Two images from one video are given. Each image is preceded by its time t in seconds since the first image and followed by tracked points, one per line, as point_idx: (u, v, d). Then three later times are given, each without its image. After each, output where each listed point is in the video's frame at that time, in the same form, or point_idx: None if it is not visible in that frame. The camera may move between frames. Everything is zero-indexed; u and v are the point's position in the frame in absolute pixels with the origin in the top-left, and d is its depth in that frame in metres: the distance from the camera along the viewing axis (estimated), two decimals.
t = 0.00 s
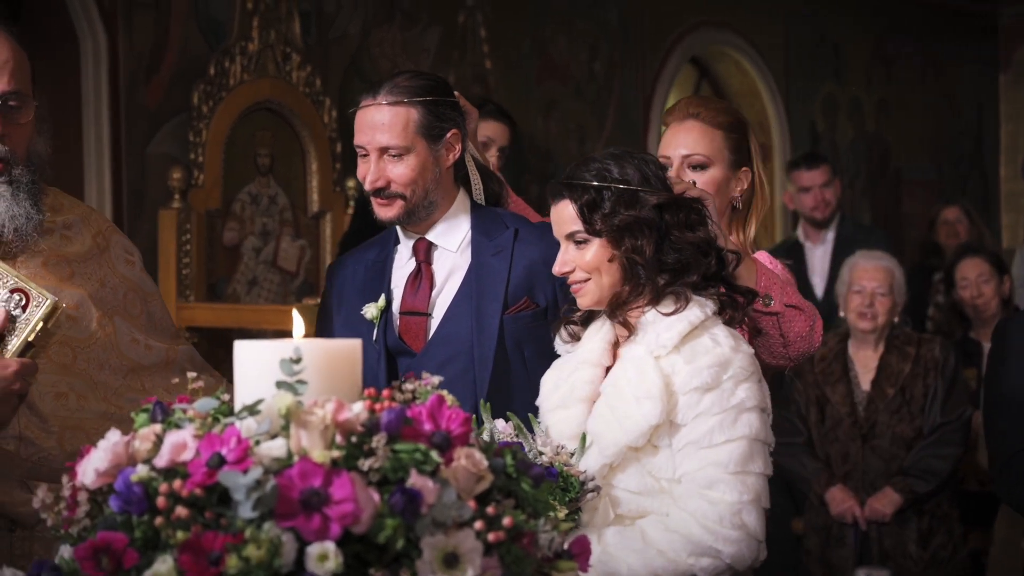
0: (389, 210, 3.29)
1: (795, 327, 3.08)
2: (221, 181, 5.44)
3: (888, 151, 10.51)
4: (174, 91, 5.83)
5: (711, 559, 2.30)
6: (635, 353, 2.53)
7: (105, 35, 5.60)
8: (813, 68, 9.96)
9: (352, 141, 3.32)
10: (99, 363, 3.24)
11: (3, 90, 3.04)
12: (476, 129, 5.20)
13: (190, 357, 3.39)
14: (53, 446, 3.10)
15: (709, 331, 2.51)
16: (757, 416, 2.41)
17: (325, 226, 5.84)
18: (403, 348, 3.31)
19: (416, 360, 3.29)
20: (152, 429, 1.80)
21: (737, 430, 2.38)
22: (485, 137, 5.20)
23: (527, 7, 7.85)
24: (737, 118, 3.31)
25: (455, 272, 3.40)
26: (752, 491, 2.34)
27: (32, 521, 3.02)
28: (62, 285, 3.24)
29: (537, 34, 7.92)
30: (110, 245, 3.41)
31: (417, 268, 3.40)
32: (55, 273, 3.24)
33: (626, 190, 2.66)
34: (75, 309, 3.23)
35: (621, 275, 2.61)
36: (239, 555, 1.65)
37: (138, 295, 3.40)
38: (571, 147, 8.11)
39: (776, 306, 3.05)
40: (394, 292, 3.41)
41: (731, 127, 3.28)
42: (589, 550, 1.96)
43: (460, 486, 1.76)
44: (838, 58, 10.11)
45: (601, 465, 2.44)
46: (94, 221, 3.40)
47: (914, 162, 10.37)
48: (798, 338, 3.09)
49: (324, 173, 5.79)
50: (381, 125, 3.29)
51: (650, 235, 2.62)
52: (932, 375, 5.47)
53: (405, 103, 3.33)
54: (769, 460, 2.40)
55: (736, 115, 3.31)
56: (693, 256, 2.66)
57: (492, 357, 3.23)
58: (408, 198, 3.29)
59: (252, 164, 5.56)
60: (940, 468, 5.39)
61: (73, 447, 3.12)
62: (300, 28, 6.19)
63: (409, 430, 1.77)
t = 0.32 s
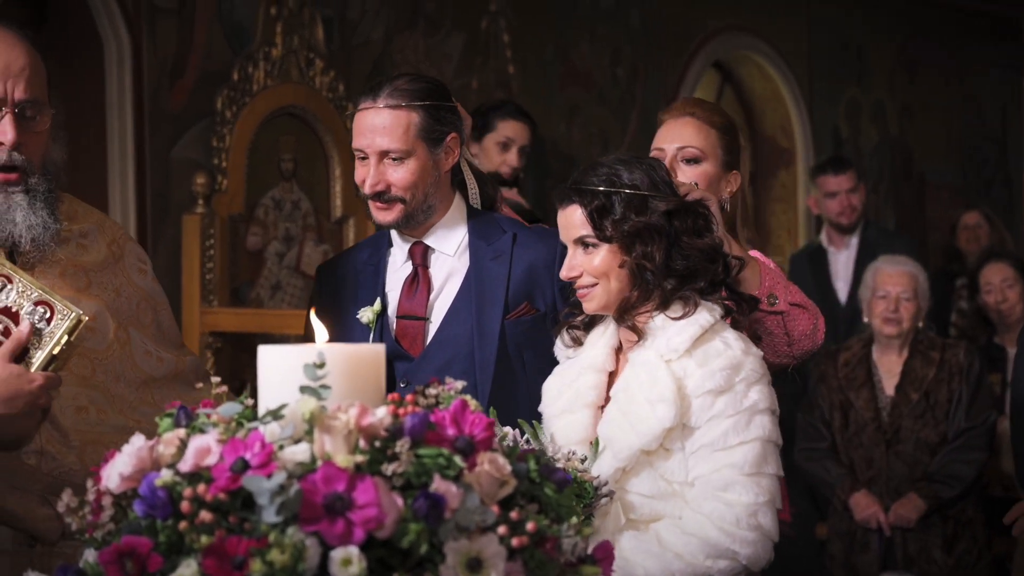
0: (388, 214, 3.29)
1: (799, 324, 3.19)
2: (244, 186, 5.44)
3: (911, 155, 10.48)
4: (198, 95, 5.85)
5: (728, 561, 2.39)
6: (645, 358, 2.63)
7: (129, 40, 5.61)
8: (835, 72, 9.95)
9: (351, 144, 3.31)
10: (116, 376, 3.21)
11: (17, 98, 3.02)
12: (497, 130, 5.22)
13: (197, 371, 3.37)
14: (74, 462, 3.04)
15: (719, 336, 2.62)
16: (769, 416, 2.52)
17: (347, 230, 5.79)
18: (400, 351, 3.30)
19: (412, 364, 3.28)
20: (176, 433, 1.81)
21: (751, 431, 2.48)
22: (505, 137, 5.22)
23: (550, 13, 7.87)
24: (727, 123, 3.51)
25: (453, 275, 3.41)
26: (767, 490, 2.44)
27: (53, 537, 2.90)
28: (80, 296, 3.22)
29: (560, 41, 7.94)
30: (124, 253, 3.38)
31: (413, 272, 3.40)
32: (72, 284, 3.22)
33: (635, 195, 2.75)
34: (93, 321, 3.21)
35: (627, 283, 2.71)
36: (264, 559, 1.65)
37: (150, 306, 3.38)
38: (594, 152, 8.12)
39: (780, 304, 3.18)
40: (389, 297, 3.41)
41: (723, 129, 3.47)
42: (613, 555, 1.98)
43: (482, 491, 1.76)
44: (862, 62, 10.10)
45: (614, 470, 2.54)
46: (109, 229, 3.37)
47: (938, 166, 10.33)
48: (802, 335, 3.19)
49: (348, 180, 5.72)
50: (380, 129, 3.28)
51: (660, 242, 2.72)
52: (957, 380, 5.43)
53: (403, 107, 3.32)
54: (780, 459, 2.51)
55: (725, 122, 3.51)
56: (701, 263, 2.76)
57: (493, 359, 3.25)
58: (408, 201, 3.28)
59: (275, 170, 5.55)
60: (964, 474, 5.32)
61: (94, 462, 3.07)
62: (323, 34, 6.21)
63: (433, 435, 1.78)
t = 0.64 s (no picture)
0: (394, 211, 3.23)
1: (806, 324, 3.09)
2: (271, 188, 5.42)
3: (939, 157, 10.44)
4: (225, 96, 5.86)
5: (734, 567, 2.37)
6: (653, 364, 2.59)
7: (156, 41, 5.62)
8: (863, 72, 9.93)
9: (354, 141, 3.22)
10: (139, 389, 3.03)
11: (46, 102, 2.88)
12: (525, 132, 5.22)
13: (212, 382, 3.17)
14: (103, 475, 2.88)
15: (728, 343, 2.59)
16: (777, 425, 2.50)
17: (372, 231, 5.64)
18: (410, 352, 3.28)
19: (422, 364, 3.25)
20: (204, 435, 1.81)
21: (760, 440, 2.46)
22: (533, 139, 5.22)
23: (577, 15, 7.89)
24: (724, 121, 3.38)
25: (462, 273, 3.37)
26: (775, 499, 2.43)
27: (83, 550, 2.80)
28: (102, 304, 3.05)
29: (586, 42, 7.96)
30: (145, 261, 3.22)
31: (422, 271, 3.35)
32: (94, 292, 3.07)
33: (643, 202, 2.69)
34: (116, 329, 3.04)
35: (637, 290, 2.67)
36: (291, 561, 1.65)
37: (170, 315, 3.20)
38: (620, 153, 8.12)
39: (787, 302, 3.08)
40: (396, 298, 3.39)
41: (721, 127, 3.35)
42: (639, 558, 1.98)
43: (510, 493, 1.76)
44: (889, 63, 10.07)
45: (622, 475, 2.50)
46: (128, 236, 3.22)
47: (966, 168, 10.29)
48: (807, 335, 3.10)
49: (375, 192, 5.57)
50: (384, 125, 3.19)
51: (670, 249, 2.67)
52: (986, 382, 5.39)
53: (406, 103, 3.23)
54: (786, 468, 2.50)
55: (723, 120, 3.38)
56: (708, 270, 2.72)
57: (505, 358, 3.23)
58: (415, 197, 3.22)
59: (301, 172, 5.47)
60: (993, 477, 5.29)
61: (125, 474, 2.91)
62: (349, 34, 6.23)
63: (460, 437, 1.78)
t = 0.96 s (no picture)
0: (401, 207, 3.19)
1: (814, 325, 3.04)
2: (296, 189, 5.42)
3: (965, 156, 10.41)
4: (249, 98, 5.88)
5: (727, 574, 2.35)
6: (654, 368, 2.59)
7: (181, 43, 5.64)
8: (889, 71, 9.90)
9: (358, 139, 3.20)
10: (161, 390, 2.96)
11: (69, 94, 2.77)
12: (551, 133, 5.22)
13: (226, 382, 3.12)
14: (132, 479, 2.83)
15: (731, 349, 2.57)
16: (776, 433, 2.48)
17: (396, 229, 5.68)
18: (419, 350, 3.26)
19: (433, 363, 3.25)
20: (229, 435, 1.82)
21: (757, 447, 2.44)
22: (559, 140, 5.22)
23: (600, 16, 7.90)
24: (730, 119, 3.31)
25: (468, 270, 3.36)
26: (770, 507, 2.40)
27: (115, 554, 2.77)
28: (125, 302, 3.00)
29: (610, 41, 7.97)
30: (162, 257, 3.15)
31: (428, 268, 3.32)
32: (118, 289, 3.00)
33: (646, 203, 2.66)
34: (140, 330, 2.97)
35: (638, 292, 2.65)
36: (316, 560, 1.65)
37: (185, 313, 3.14)
38: (644, 152, 8.11)
39: (795, 303, 3.02)
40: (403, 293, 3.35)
41: (727, 126, 3.27)
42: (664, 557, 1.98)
43: (534, 493, 1.76)
44: (914, 62, 10.05)
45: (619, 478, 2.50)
46: (145, 232, 3.15)
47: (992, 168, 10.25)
48: (817, 336, 3.05)
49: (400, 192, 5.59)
50: (386, 121, 3.18)
51: (672, 252, 2.64)
52: (1012, 383, 5.39)
53: (408, 98, 3.23)
54: (785, 476, 2.47)
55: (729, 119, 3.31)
56: (711, 272, 2.69)
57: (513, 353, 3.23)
58: (421, 193, 3.18)
59: (326, 172, 5.44)
60: (1019, 477, 5.26)
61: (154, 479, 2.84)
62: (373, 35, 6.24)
63: (485, 437, 1.78)
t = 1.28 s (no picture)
0: (400, 206, 3.19)
1: (817, 326, 3.02)
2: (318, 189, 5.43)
3: (988, 155, 10.37)
4: (272, 99, 5.89)
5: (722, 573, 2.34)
6: (648, 366, 2.57)
7: (205, 45, 5.64)
8: (912, 70, 9.87)
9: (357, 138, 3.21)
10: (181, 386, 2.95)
11: (88, 85, 2.72)
12: (572, 133, 5.22)
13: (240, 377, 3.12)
14: (157, 478, 2.82)
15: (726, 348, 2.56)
16: (771, 433, 2.47)
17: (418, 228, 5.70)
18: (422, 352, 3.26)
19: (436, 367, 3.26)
20: (253, 433, 1.82)
21: (752, 447, 2.44)
22: (580, 140, 5.22)
23: (622, 15, 7.90)
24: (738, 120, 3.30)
25: (468, 269, 3.36)
26: (765, 506, 2.40)
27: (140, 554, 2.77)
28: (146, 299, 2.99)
29: (632, 40, 7.97)
30: (178, 251, 3.15)
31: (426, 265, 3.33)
32: (139, 285, 3.00)
33: (645, 201, 2.66)
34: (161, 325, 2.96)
35: (637, 289, 2.64)
36: (340, 559, 1.65)
37: (200, 308, 3.14)
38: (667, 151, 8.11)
39: (797, 304, 3.01)
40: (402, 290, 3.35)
41: (733, 126, 3.26)
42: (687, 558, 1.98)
43: (558, 492, 1.76)
44: (937, 62, 10.02)
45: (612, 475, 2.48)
46: (160, 226, 3.14)
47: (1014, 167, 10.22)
48: (819, 337, 3.03)
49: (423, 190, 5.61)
50: (383, 118, 3.19)
51: (671, 250, 2.64)
52: None
53: (404, 97, 3.24)
54: (779, 476, 2.47)
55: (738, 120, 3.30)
56: (709, 272, 2.70)
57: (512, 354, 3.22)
58: (420, 190, 3.18)
59: (348, 171, 5.48)
60: None
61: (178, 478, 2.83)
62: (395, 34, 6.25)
63: (508, 436, 1.78)
